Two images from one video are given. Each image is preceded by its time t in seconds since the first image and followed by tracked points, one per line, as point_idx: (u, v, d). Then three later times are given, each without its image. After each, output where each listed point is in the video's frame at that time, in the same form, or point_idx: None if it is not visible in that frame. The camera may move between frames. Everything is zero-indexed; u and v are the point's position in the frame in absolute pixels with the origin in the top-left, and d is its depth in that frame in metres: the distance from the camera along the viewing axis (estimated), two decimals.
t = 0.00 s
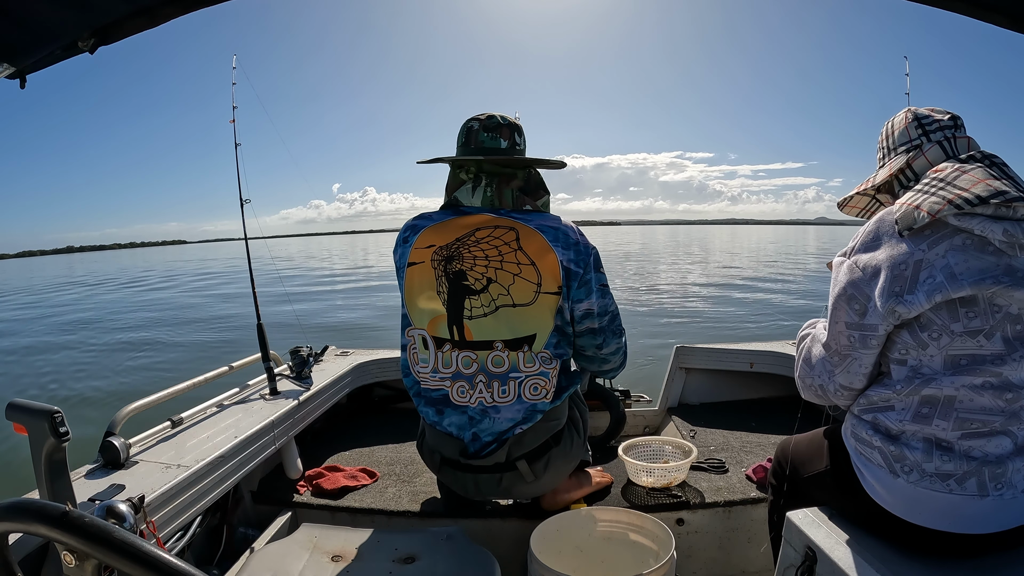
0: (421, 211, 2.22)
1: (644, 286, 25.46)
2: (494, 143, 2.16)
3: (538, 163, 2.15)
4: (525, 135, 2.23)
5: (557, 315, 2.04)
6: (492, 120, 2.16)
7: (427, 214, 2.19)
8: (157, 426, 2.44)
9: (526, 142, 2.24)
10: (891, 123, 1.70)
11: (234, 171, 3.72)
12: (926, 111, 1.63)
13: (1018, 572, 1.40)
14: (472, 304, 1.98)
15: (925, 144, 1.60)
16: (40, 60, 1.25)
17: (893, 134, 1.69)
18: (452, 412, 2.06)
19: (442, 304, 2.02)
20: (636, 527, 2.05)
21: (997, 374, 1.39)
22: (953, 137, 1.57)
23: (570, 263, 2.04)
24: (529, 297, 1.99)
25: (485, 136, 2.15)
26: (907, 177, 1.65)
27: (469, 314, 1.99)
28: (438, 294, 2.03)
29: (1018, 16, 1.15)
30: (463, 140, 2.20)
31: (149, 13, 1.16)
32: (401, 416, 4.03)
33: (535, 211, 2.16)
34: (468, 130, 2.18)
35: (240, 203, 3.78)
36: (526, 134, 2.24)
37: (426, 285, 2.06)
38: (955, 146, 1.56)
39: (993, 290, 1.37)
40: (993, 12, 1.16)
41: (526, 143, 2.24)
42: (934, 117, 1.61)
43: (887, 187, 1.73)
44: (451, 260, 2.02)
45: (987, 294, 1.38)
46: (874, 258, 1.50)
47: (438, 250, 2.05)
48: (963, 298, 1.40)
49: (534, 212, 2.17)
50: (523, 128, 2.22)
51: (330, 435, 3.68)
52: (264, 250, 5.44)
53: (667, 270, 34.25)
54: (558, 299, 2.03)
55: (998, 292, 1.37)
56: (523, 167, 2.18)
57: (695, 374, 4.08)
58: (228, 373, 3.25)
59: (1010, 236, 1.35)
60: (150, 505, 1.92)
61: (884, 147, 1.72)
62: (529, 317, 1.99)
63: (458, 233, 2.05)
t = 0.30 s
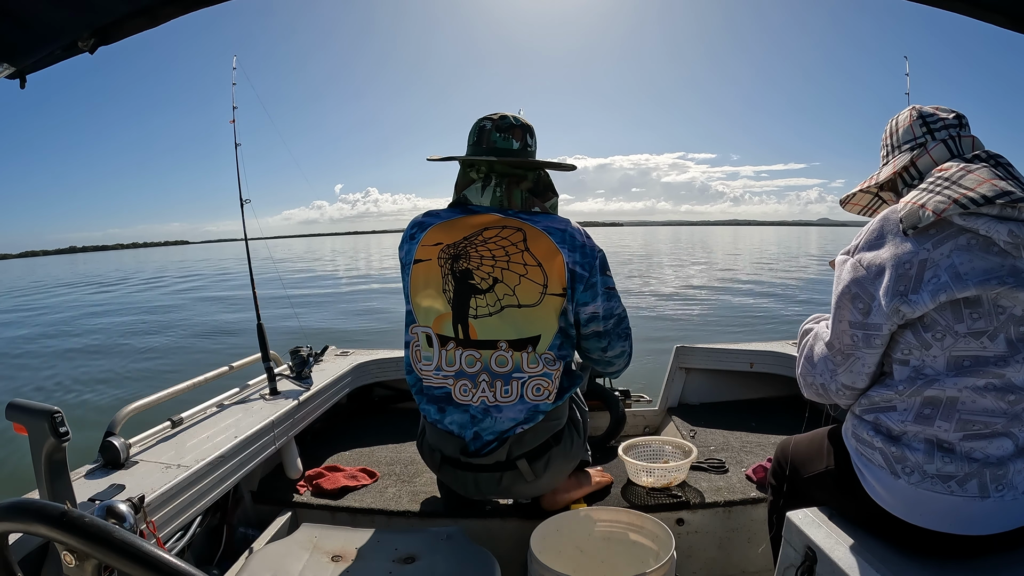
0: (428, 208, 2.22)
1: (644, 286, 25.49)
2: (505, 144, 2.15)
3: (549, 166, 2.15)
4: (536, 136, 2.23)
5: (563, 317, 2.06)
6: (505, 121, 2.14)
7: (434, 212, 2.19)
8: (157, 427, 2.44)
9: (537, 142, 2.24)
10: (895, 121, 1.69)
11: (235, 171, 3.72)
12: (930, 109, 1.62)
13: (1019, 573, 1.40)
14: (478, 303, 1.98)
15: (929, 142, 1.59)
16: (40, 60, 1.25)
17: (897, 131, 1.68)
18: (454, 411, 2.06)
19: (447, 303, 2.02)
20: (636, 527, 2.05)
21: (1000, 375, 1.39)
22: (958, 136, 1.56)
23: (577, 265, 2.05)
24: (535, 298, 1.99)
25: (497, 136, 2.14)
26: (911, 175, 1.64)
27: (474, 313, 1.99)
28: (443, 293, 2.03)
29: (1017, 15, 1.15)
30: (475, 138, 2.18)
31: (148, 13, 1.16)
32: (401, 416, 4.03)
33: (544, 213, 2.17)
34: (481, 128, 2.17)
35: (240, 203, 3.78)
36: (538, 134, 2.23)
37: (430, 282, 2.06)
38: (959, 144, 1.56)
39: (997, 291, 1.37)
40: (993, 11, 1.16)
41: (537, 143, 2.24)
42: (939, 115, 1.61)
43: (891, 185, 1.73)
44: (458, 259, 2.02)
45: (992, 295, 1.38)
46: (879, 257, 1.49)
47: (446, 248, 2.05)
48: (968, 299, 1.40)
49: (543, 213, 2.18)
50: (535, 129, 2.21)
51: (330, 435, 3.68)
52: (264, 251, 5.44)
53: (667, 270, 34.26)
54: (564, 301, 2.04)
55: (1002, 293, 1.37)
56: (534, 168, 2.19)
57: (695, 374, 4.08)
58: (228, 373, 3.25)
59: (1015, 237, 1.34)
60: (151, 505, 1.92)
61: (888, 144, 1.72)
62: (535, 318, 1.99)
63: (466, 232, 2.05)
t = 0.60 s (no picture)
0: (429, 208, 2.22)
1: (644, 286, 25.48)
2: (512, 145, 2.15)
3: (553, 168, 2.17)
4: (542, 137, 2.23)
5: (565, 317, 2.06)
6: (512, 121, 2.14)
7: (436, 212, 2.19)
8: (157, 426, 2.44)
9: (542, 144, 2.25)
10: (896, 120, 1.69)
11: (235, 171, 3.72)
12: (930, 108, 1.62)
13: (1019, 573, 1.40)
14: (479, 304, 1.99)
15: (929, 142, 1.59)
16: (40, 60, 1.25)
17: (897, 131, 1.68)
18: (454, 412, 2.06)
19: (448, 304, 2.03)
20: (636, 527, 2.05)
21: (1001, 377, 1.39)
22: (958, 135, 1.56)
23: (578, 265, 2.05)
24: (537, 299, 1.99)
25: (504, 136, 2.14)
26: (911, 175, 1.64)
27: (474, 314, 1.99)
28: (444, 294, 2.03)
29: (1017, 15, 1.15)
30: (482, 138, 2.18)
31: (148, 13, 1.16)
32: (401, 416, 4.04)
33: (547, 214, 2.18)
34: (487, 128, 2.16)
35: (240, 203, 3.79)
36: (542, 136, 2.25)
37: (431, 282, 2.06)
38: (960, 144, 1.55)
39: (999, 292, 1.37)
40: (993, 12, 1.16)
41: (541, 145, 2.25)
42: (940, 114, 1.61)
43: (891, 184, 1.73)
44: (459, 259, 2.02)
45: (993, 296, 1.38)
46: (879, 257, 1.50)
47: (447, 248, 2.04)
48: (969, 299, 1.40)
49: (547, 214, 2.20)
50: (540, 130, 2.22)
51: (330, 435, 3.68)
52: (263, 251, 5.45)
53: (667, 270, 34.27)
54: (566, 301, 2.03)
55: (1003, 294, 1.37)
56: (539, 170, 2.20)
57: (695, 374, 4.08)
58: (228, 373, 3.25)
59: (1016, 237, 1.34)
60: (150, 505, 1.92)
61: (889, 144, 1.72)
62: (536, 320, 1.99)
63: (467, 233, 2.05)
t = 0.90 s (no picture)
0: (428, 209, 2.22)
1: (644, 286, 25.47)
2: (509, 144, 2.15)
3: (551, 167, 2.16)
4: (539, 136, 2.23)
5: (565, 318, 2.06)
6: (508, 120, 2.14)
7: (434, 212, 2.19)
8: (157, 427, 2.44)
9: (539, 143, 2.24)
10: (897, 120, 1.69)
11: (234, 171, 3.72)
12: (932, 108, 1.62)
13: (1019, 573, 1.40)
14: (477, 304, 1.98)
15: (931, 142, 1.59)
16: (40, 60, 1.25)
17: (898, 130, 1.68)
18: (453, 413, 2.06)
19: (447, 304, 2.02)
20: (636, 527, 2.05)
21: (1002, 377, 1.38)
22: (960, 135, 1.56)
23: (578, 266, 2.05)
24: (535, 300, 1.99)
25: (501, 136, 2.14)
26: (913, 175, 1.64)
27: (473, 314, 1.99)
28: (442, 294, 2.03)
29: (1017, 15, 1.15)
30: (479, 137, 2.18)
31: (148, 13, 1.16)
32: (401, 416, 4.04)
33: (546, 214, 2.17)
34: (484, 127, 2.16)
35: (240, 203, 3.79)
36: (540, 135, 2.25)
37: (430, 283, 2.06)
38: (962, 144, 1.55)
39: (999, 292, 1.37)
40: (992, 12, 1.16)
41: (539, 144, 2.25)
42: (942, 114, 1.60)
43: (893, 184, 1.73)
44: (458, 260, 2.02)
45: (994, 297, 1.37)
46: (880, 257, 1.49)
47: (445, 248, 2.04)
48: (970, 300, 1.40)
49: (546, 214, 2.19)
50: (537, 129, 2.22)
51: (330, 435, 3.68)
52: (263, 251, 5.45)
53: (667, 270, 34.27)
54: (565, 302, 2.03)
55: (1004, 295, 1.37)
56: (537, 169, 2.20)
57: (695, 374, 4.08)
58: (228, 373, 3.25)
59: (1018, 238, 1.34)
60: (150, 505, 1.92)
61: (890, 144, 1.72)
62: (535, 320, 1.99)
63: (466, 233, 2.05)
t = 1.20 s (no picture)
0: (427, 209, 2.22)
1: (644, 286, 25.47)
2: (506, 142, 2.15)
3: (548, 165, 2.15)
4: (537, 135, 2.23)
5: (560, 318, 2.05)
6: (505, 118, 2.14)
7: (432, 212, 2.19)
8: (157, 427, 2.44)
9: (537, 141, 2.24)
10: (901, 119, 1.69)
11: (234, 171, 3.72)
12: (937, 106, 1.62)
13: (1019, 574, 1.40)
14: (476, 305, 1.98)
15: (936, 141, 1.58)
16: (40, 59, 1.25)
17: (903, 129, 1.68)
18: (453, 413, 2.06)
19: (445, 305, 2.02)
20: (636, 527, 2.05)
21: (1004, 379, 1.38)
22: (965, 134, 1.56)
23: (575, 267, 2.05)
24: (532, 301, 1.99)
25: (497, 134, 2.14)
26: (918, 174, 1.64)
27: (471, 315, 1.99)
28: (440, 295, 2.03)
29: (1017, 16, 1.15)
30: (475, 136, 2.18)
31: (148, 13, 1.16)
32: (401, 416, 4.04)
33: (543, 213, 2.16)
34: (480, 126, 2.16)
35: (240, 203, 3.79)
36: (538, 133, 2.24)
37: (428, 284, 2.06)
38: (967, 143, 1.55)
39: (1003, 293, 1.36)
40: (993, 12, 1.16)
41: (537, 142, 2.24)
42: (946, 112, 1.60)
43: (897, 183, 1.73)
44: (454, 261, 2.02)
45: (997, 298, 1.37)
46: (884, 257, 1.49)
47: (442, 250, 2.04)
48: (973, 300, 1.39)
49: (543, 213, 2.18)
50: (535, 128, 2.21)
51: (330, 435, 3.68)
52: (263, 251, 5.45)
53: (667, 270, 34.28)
54: (561, 303, 2.03)
55: (1007, 296, 1.37)
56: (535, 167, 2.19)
57: (695, 374, 4.08)
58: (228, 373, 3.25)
59: (1022, 238, 1.35)
60: (150, 505, 1.92)
61: (894, 143, 1.72)
62: (529, 322, 1.99)
63: (463, 234, 2.05)
